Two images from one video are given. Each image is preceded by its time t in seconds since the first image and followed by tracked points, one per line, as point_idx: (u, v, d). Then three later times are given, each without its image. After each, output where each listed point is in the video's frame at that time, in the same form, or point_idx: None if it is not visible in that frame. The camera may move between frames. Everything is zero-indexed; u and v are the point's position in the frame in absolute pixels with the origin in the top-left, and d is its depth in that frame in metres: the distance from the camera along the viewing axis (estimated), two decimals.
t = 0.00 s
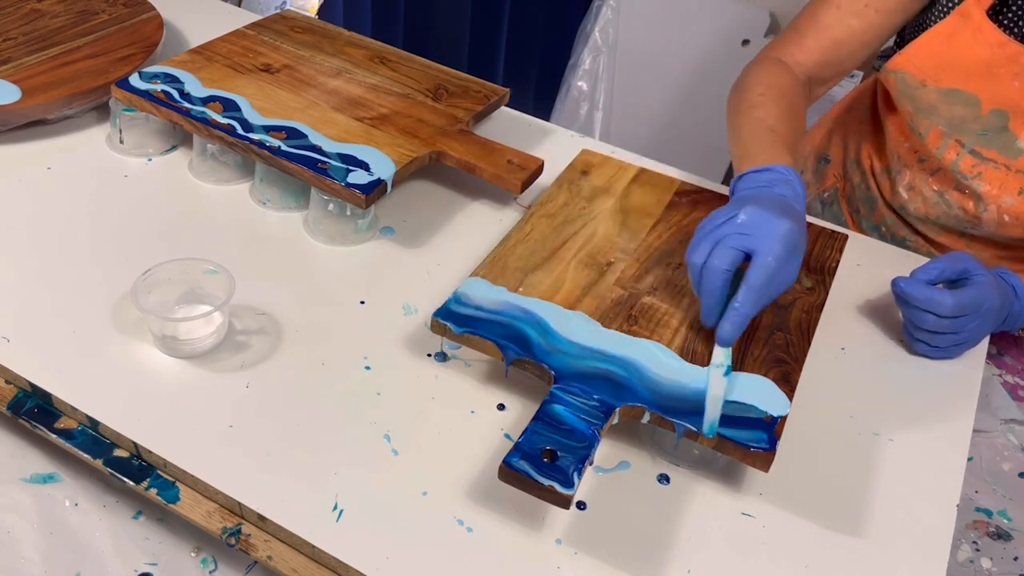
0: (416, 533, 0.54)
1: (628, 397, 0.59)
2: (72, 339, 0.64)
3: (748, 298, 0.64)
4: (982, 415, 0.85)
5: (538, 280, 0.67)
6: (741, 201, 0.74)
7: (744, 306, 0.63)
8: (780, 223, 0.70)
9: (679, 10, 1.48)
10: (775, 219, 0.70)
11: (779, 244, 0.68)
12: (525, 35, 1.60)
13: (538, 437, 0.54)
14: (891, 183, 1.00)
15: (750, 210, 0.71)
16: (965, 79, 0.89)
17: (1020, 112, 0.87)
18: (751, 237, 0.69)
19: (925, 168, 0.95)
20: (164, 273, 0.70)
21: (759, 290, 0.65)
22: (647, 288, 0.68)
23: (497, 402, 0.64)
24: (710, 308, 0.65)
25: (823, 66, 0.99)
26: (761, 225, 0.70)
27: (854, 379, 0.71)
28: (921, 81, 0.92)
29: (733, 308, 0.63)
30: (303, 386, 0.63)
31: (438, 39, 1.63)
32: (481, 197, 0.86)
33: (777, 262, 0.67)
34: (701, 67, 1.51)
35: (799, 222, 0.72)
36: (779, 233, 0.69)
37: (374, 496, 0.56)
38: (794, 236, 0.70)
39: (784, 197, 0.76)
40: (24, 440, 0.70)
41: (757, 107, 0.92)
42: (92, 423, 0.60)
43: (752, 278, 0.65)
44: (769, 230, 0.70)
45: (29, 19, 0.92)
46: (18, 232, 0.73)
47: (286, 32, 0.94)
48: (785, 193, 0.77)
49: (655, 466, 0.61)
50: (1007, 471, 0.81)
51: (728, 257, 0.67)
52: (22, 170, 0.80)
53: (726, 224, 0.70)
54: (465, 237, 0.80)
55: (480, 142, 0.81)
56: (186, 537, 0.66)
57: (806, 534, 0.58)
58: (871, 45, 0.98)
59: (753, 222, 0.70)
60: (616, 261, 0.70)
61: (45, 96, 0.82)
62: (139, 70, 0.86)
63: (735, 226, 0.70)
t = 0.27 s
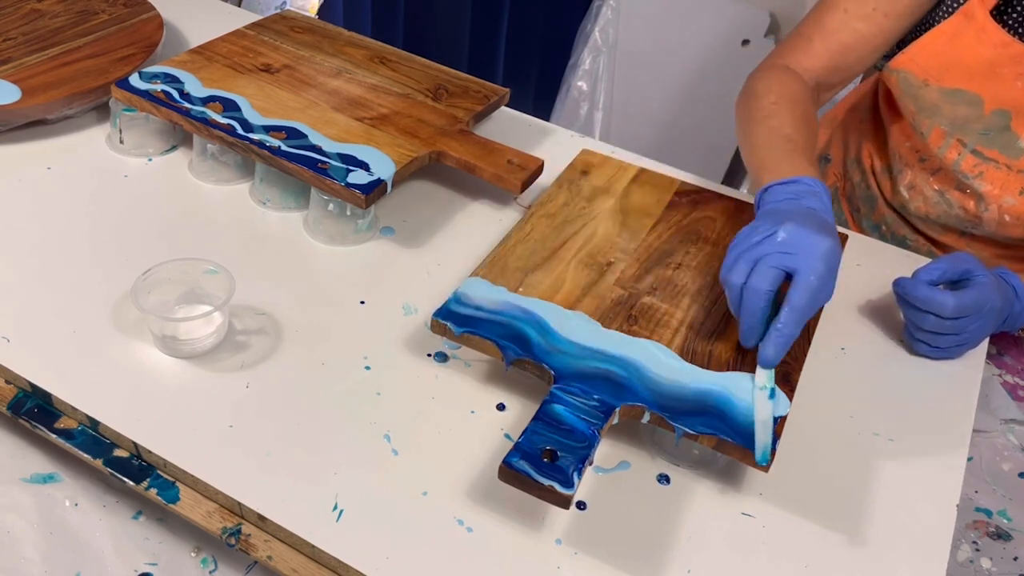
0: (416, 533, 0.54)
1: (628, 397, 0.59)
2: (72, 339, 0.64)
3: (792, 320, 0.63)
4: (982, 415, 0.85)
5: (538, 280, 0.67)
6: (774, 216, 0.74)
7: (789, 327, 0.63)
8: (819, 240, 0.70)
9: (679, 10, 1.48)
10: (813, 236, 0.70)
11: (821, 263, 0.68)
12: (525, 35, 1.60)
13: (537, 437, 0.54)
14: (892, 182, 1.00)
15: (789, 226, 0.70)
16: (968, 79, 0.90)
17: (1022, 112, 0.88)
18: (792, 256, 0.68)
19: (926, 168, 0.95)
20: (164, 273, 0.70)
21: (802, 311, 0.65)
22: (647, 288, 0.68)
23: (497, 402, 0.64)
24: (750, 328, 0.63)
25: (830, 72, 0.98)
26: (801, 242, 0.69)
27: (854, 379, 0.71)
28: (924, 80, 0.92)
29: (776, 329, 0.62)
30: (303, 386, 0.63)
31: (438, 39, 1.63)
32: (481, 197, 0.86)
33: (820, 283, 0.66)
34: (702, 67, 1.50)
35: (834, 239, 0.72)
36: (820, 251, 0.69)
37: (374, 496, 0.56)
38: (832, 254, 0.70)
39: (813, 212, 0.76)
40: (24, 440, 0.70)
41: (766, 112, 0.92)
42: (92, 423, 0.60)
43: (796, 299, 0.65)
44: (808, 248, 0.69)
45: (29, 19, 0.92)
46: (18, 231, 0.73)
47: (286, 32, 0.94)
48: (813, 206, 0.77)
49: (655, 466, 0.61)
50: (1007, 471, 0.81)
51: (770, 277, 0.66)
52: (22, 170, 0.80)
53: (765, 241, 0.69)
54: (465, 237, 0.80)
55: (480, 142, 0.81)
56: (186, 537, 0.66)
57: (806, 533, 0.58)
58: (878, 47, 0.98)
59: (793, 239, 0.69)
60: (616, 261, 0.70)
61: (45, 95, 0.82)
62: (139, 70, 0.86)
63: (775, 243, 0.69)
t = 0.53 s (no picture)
0: (416, 533, 0.54)
1: (628, 397, 0.59)
2: (72, 339, 0.64)
3: (817, 319, 0.64)
4: (982, 415, 0.85)
5: (538, 280, 0.67)
6: (795, 214, 0.74)
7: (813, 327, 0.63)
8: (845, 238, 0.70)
9: (680, 10, 1.48)
10: (839, 234, 0.70)
11: (846, 261, 0.68)
12: (525, 35, 1.60)
13: (538, 437, 0.54)
14: (893, 180, 1.00)
15: (814, 224, 0.70)
16: (969, 77, 0.91)
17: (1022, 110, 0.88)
18: (817, 254, 0.68)
19: (927, 166, 0.95)
20: (164, 273, 0.70)
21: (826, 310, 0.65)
22: (647, 288, 0.68)
23: (497, 402, 0.64)
24: (774, 326, 0.63)
25: (836, 72, 0.99)
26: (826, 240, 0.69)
27: (854, 379, 0.71)
28: (924, 78, 0.93)
29: (801, 327, 0.63)
30: (303, 386, 0.63)
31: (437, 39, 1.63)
32: (481, 197, 0.86)
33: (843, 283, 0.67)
34: (702, 67, 1.51)
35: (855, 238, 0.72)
36: (845, 249, 0.69)
37: (374, 496, 0.56)
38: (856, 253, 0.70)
39: (833, 212, 0.76)
40: (24, 440, 0.70)
41: (771, 111, 0.92)
42: (93, 423, 0.60)
43: (820, 299, 0.65)
44: (834, 245, 0.69)
45: (29, 19, 0.92)
46: (18, 231, 0.73)
47: (286, 32, 0.94)
48: (832, 207, 0.77)
49: (655, 466, 0.61)
50: (1007, 471, 0.81)
51: (796, 274, 0.67)
52: (22, 170, 0.80)
53: (791, 239, 0.69)
54: (465, 237, 0.80)
55: (480, 142, 0.81)
56: (186, 537, 0.66)
57: (806, 533, 0.58)
58: (881, 47, 0.98)
59: (818, 237, 0.69)
60: (616, 262, 0.70)
61: (45, 95, 0.82)
62: (139, 70, 0.86)
63: (800, 240, 0.69)
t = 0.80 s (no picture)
0: (416, 533, 0.54)
1: (628, 397, 0.59)
2: (72, 340, 0.64)
3: (817, 311, 0.65)
4: (982, 415, 0.85)
5: (538, 280, 0.67)
6: (786, 215, 0.74)
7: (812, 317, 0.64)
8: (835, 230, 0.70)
9: (680, 10, 1.48)
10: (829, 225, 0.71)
11: (840, 251, 0.69)
12: (525, 35, 1.60)
13: (537, 436, 0.54)
14: (893, 179, 1.00)
15: (801, 220, 0.71)
16: (969, 74, 0.92)
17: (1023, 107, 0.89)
18: (810, 247, 0.69)
19: (928, 164, 0.95)
20: (164, 273, 0.70)
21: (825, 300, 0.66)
22: (647, 289, 0.68)
23: (497, 402, 0.64)
24: (775, 324, 0.63)
25: (838, 72, 0.99)
26: (816, 233, 0.70)
27: (854, 379, 0.71)
28: (925, 75, 0.94)
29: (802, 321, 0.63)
30: (303, 386, 0.63)
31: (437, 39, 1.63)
32: (481, 197, 0.86)
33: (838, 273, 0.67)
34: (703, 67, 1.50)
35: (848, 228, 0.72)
36: (838, 239, 0.70)
37: (374, 496, 0.56)
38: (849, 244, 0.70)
39: (830, 209, 0.76)
40: (24, 440, 0.70)
41: (771, 112, 0.92)
42: (93, 423, 0.60)
43: (818, 289, 0.66)
44: (825, 237, 0.70)
45: (29, 20, 0.92)
46: (18, 231, 0.73)
47: (286, 32, 0.94)
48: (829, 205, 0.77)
49: (655, 466, 0.61)
50: (1007, 471, 0.81)
51: (792, 270, 0.67)
52: (22, 170, 0.80)
53: (782, 236, 0.70)
54: (465, 237, 0.80)
55: (480, 142, 0.81)
56: (186, 537, 0.66)
57: (806, 533, 0.58)
58: (883, 47, 0.99)
59: (808, 231, 0.70)
60: (616, 262, 0.70)
61: (45, 95, 0.82)
62: (139, 70, 0.86)
63: (791, 237, 0.69)
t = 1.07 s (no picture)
0: (415, 533, 0.54)
1: (629, 397, 0.59)
2: (72, 340, 0.64)
3: (839, 322, 0.65)
4: (982, 415, 0.85)
5: (538, 280, 0.67)
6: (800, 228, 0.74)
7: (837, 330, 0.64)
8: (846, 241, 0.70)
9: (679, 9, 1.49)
10: (835, 234, 0.71)
11: (852, 259, 0.69)
12: (525, 35, 1.60)
13: (537, 436, 0.54)
14: (896, 175, 1.00)
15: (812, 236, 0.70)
16: (975, 68, 0.92)
17: None
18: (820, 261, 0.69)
19: (932, 159, 0.95)
20: (164, 273, 0.70)
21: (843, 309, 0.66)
22: (647, 288, 0.68)
23: (497, 402, 0.64)
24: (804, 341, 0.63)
25: (850, 72, 1.00)
26: (825, 245, 0.70)
27: (854, 378, 0.71)
28: (931, 69, 0.94)
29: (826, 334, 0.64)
30: (303, 386, 0.63)
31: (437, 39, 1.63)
32: (481, 197, 0.86)
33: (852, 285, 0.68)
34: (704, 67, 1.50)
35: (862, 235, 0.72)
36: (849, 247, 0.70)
37: (374, 496, 0.56)
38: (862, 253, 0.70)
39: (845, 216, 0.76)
40: (24, 440, 0.70)
41: (783, 119, 0.93)
42: (93, 423, 0.60)
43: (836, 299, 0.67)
44: (833, 248, 0.70)
45: (29, 19, 0.92)
46: (18, 231, 0.73)
47: (286, 32, 0.94)
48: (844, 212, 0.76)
49: (655, 466, 0.61)
50: (1007, 471, 0.81)
51: (808, 288, 0.66)
52: (22, 170, 0.80)
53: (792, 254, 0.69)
54: (465, 237, 0.80)
55: (480, 142, 0.81)
56: (186, 537, 0.66)
57: (807, 533, 0.58)
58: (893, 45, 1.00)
59: (818, 245, 0.70)
60: (616, 262, 0.70)
61: (45, 95, 0.82)
62: (139, 70, 0.86)
63: (801, 253, 0.69)
